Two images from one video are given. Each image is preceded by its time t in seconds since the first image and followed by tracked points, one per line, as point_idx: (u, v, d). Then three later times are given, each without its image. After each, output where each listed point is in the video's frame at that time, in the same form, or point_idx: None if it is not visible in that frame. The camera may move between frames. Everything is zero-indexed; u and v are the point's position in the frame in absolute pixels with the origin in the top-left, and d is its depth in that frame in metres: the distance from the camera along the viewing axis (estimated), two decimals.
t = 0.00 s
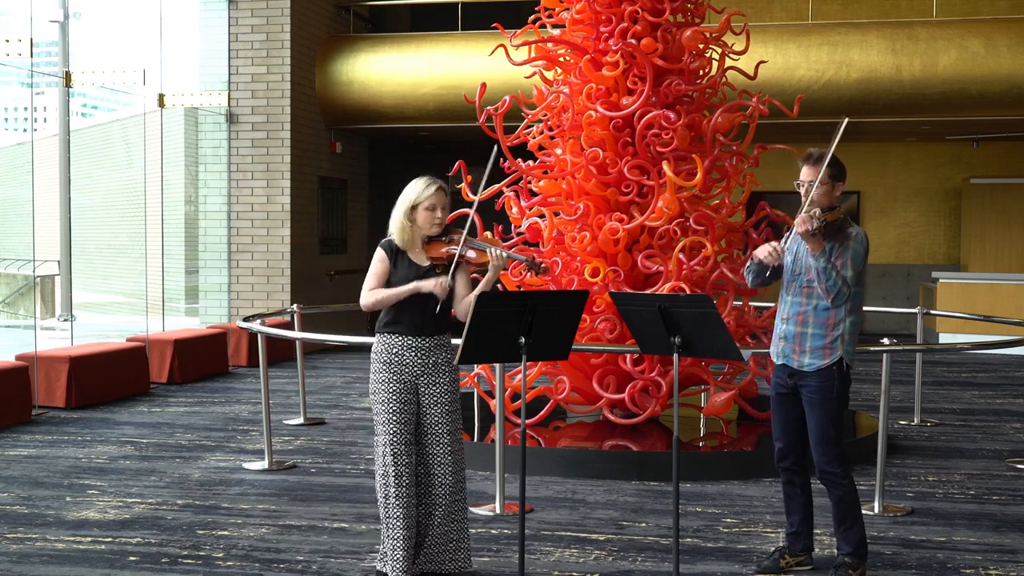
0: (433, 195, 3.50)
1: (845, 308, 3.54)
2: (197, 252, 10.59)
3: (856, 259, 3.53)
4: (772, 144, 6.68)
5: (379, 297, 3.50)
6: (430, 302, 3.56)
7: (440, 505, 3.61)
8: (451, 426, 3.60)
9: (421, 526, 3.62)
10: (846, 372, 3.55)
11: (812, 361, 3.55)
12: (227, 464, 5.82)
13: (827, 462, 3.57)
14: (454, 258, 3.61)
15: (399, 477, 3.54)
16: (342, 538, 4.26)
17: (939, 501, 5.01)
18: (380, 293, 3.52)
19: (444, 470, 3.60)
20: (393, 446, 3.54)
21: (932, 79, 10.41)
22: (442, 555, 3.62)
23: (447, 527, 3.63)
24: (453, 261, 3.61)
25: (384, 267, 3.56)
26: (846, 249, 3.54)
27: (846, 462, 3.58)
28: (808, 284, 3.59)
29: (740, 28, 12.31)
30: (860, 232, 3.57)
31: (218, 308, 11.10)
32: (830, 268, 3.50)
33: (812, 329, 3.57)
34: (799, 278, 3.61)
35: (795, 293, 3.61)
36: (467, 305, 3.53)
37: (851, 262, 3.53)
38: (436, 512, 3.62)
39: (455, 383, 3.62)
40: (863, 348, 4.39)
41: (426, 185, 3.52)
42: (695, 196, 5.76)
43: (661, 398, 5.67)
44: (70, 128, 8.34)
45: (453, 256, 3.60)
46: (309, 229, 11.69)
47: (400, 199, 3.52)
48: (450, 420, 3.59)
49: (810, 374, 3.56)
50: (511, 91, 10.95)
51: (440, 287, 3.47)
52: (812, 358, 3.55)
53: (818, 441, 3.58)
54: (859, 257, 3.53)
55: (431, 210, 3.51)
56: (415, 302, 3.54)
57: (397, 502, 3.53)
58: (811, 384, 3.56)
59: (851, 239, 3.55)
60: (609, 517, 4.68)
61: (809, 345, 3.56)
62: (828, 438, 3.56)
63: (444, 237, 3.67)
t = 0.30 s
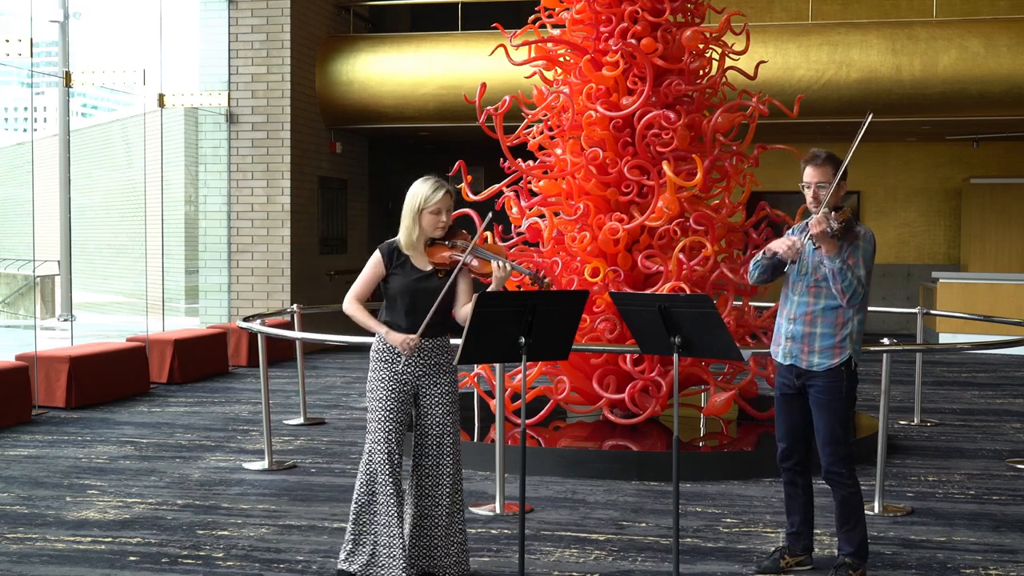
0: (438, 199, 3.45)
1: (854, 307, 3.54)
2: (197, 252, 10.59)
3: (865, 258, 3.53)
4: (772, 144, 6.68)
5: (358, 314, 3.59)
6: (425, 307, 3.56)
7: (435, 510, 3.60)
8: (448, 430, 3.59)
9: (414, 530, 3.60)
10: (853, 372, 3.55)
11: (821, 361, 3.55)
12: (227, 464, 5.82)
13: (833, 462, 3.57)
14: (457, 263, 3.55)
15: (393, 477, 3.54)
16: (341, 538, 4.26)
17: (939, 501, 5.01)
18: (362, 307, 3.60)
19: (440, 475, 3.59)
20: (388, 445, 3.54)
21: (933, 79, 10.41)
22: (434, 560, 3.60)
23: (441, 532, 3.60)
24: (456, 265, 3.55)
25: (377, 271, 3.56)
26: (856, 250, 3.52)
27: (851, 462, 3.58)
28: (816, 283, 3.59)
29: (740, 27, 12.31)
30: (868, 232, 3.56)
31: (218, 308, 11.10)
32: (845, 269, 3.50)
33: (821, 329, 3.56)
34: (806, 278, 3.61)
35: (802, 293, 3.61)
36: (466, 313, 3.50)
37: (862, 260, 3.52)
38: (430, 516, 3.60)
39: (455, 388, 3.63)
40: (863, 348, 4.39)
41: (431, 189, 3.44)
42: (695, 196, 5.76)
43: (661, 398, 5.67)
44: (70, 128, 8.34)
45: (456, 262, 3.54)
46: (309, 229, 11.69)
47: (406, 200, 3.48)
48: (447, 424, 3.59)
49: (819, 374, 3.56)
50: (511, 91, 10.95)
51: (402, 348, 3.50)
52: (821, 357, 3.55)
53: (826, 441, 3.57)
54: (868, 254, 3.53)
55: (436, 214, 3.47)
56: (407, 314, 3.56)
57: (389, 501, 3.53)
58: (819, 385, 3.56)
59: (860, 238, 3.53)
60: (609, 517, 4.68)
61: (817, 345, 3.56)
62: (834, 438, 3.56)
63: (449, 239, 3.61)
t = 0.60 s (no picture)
0: (430, 209, 3.40)
1: (863, 308, 3.53)
2: (197, 252, 10.58)
3: (874, 260, 3.55)
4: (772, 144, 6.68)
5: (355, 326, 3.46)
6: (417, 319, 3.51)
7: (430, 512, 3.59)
8: (443, 437, 3.55)
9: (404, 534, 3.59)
10: (862, 372, 3.56)
11: (830, 360, 3.55)
12: (227, 464, 5.82)
13: (838, 461, 3.57)
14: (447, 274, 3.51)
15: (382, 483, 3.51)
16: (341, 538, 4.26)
17: (939, 501, 5.01)
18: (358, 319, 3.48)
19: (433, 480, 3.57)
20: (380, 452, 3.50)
21: (933, 79, 10.41)
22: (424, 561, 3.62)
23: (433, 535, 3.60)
24: (446, 277, 3.51)
25: (369, 282, 3.49)
26: (864, 252, 3.55)
27: (856, 463, 3.58)
28: (824, 284, 3.59)
29: (740, 28, 12.30)
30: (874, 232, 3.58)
31: (218, 308, 11.09)
32: (853, 273, 3.46)
33: (829, 329, 3.56)
34: (813, 278, 3.61)
35: (810, 293, 3.61)
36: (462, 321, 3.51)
37: (870, 263, 3.55)
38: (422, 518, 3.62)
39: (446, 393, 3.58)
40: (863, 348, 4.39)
41: (422, 199, 3.40)
42: (695, 196, 5.77)
43: (660, 398, 5.66)
44: (70, 128, 8.33)
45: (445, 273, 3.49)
46: (309, 229, 11.69)
47: (394, 210, 3.42)
48: (442, 431, 3.55)
49: (828, 373, 3.56)
50: (511, 91, 10.95)
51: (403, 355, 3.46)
52: (830, 357, 3.55)
53: (833, 439, 3.57)
54: (876, 255, 3.55)
55: (426, 223, 3.43)
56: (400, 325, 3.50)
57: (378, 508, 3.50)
58: (828, 383, 3.56)
59: (867, 239, 3.55)
60: (609, 517, 4.68)
61: (826, 344, 3.56)
62: (842, 437, 3.56)
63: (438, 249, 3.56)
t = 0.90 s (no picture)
0: (400, 206, 3.31)
1: (870, 322, 3.52)
2: (197, 252, 10.58)
3: (879, 277, 3.49)
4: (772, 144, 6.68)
5: (340, 332, 3.35)
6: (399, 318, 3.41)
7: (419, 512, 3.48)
8: (426, 441, 3.44)
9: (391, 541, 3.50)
10: (864, 382, 3.55)
11: (835, 371, 3.54)
12: (227, 464, 5.82)
13: (828, 468, 3.57)
14: (424, 271, 3.42)
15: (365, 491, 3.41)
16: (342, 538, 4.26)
17: (939, 501, 5.01)
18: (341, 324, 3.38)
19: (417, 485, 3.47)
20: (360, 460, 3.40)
21: (932, 79, 10.42)
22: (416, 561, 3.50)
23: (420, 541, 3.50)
24: (423, 274, 3.43)
25: (346, 287, 3.39)
26: (869, 268, 3.49)
27: (845, 470, 3.57)
28: (833, 297, 3.57)
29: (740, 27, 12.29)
30: (881, 243, 3.51)
31: (218, 308, 11.09)
32: (853, 295, 3.48)
33: (836, 340, 3.55)
34: (822, 291, 3.59)
35: (818, 306, 3.59)
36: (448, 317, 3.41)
37: (876, 280, 3.50)
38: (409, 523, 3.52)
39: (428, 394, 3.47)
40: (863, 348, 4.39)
41: (391, 196, 3.31)
42: (695, 196, 5.77)
43: (661, 398, 5.66)
44: (70, 128, 8.33)
45: (422, 269, 3.42)
46: (309, 229, 11.69)
47: (363, 211, 3.33)
48: (425, 435, 3.44)
49: (829, 382, 3.55)
50: (511, 91, 10.95)
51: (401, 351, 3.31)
52: (835, 367, 3.54)
53: (824, 446, 3.57)
54: (882, 271, 3.49)
55: (397, 220, 3.34)
56: (383, 326, 3.40)
57: (362, 517, 3.41)
58: (826, 390, 3.56)
59: (873, 253, 3.49)
60: (609, 517, 4.68)
61: (831, 355, 3.55)
62: (834, 444, 3.55)
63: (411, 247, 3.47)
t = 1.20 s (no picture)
0: (374, 199, 3.21)
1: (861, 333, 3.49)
2: (197, 252, 10.58)
3: (866, 289, 3.43)
4: (772, 144, 6.68)
5: (304, 324, 3.24)
6: (372, 311, 3.30)
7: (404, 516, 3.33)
8: (407, 442, 3.29)
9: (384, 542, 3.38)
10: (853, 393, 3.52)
11: (820, 377, 3.54)
12: (227, 464, 5.82)
13: (816, 474, 3.54)
14: (400, 263, 3.30)
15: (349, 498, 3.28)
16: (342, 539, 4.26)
17: (939, 501, 5.01)
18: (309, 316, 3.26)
19: (401, 487, 3.31)
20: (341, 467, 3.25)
21: (932, 80, 10.42)
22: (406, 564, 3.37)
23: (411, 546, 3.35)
24: (399, 265, 3.30)
25: (319, 278, 3.25)
26: (861, 277, 3.44)
27: (835, 476, 3.55)
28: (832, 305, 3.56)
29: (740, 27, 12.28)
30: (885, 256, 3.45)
31: (218, 308, 11.09)
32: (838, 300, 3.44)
33: (827, 346, 3.54)
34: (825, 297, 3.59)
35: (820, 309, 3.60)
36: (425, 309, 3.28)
37: (860, 291, 3.44)
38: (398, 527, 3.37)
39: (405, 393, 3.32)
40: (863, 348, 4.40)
41: (365, 190, 3.20)
42: (695, 196, 5.77)
43: (661, 398, 5.66)
44: (70, 128, 8.33)
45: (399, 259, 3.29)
46: (309, 229, 11.69)
47: (337, 205, 3.22)
48: (406, 436, 3.29)
49: (817, 388, 3.55)
50: (511, 91, 10.95)
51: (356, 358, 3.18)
52: (820, 374, 3.54)
53: (812, 452, 3.55)
54: (870, 286, 3.43)
55: (373, 214, 3.23)
56: (356, 319, 3.27)
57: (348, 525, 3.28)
58: (816, 396, 3.55)
59: (869, 264, 3.44)
60: (609, 517, 4.68)
61: (820, 362, 3.55)
62: (823, 450, 3.53)
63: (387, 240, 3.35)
